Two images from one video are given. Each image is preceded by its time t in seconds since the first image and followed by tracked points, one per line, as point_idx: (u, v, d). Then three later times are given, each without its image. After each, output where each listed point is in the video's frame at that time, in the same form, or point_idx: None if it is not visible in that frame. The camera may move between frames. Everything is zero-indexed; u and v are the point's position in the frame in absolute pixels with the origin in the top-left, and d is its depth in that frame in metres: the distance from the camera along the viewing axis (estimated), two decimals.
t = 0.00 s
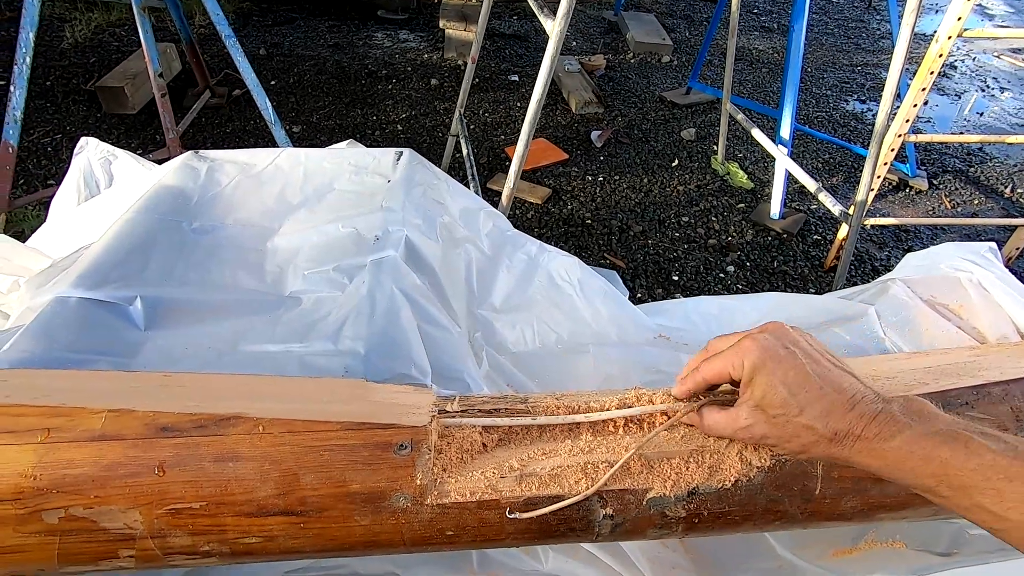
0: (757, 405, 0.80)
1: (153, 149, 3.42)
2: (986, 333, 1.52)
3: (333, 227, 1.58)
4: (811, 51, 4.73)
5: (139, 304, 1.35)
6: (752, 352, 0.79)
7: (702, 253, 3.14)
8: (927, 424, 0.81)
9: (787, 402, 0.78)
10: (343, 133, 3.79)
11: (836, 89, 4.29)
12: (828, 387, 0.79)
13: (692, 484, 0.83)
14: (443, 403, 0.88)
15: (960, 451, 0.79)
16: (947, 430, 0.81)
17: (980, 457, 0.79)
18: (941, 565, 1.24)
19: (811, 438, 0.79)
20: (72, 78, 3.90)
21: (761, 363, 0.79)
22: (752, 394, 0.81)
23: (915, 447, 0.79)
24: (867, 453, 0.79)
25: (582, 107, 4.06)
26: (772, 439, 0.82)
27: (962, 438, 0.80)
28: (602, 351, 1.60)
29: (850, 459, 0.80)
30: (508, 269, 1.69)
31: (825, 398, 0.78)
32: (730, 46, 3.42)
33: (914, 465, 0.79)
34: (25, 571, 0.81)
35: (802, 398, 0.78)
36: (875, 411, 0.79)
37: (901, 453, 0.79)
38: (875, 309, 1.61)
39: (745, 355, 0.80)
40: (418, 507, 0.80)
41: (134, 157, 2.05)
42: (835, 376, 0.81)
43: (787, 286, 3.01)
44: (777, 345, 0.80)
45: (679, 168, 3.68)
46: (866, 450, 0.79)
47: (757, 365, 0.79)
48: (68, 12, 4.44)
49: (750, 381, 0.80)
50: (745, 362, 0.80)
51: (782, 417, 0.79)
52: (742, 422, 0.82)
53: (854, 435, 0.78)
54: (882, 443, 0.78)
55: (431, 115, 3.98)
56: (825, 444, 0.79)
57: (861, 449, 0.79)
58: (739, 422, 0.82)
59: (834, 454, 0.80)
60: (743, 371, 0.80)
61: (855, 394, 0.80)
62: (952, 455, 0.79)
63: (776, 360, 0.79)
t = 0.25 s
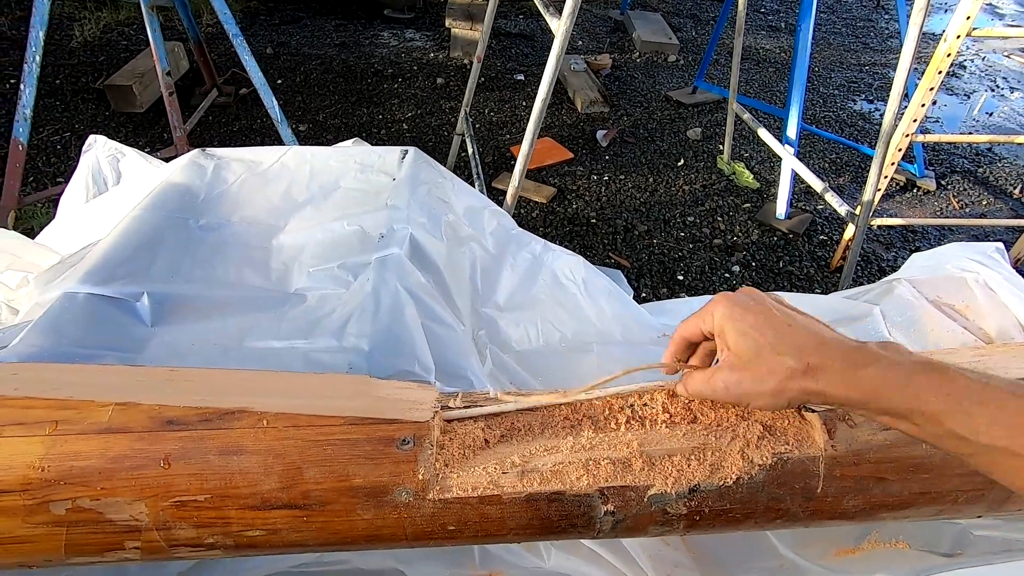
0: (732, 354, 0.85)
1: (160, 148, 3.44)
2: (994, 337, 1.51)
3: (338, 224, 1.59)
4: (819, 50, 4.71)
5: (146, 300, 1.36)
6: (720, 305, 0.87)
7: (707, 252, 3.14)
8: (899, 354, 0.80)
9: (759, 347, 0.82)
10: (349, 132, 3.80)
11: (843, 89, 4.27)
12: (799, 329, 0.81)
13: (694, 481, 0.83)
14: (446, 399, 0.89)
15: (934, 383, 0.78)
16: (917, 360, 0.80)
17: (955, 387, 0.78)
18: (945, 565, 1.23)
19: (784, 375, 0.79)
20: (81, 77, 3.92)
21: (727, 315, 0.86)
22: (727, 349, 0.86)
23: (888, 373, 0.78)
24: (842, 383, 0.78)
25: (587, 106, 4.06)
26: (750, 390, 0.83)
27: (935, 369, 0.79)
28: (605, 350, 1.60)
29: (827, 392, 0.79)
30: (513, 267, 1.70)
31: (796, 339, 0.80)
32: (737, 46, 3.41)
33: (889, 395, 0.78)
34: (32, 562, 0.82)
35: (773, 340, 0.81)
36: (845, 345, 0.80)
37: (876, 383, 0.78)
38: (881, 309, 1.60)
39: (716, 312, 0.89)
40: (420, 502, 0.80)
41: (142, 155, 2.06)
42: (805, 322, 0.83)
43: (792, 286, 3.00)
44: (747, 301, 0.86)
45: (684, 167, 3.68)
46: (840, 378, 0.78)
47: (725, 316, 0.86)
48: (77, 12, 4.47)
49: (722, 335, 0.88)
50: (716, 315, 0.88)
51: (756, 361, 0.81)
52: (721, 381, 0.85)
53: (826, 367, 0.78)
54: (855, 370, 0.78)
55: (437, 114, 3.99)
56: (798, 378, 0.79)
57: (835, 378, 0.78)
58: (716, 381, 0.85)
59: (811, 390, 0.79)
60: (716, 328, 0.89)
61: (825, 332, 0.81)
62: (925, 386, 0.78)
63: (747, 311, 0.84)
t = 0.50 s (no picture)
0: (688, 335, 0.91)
1: (160, 147, 3.44)
2: (989, 329, 1.47)
3: (334, 222, 1.59)
4: (819, 50, 4.71)
5: (141, 297, 1.36)
6: (665, 300, 0.96)
7: (706, 252, 3.14)
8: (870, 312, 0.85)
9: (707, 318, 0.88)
10: (349, 132, 3.80)
11: (844, 88, 4.26)
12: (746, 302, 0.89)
13: (684, 477, 0.83)
14: (436, 394, 0.89)
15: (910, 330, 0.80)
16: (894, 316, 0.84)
17: (930, 335, 0.79)
18: (937, 563, 1.23)
19: (742, 336, 0.84)
20: (81, 76, 3.93)
21: (677, 306, 0.94)
22: (684, 334, 0.92)
23: (852, 319, 0.82)
24: (800, 330, 0.83)
25: (587, 105, 4.05)
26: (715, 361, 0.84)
27: (907, 317, 0.81)
28: (602, 348, 1.60)
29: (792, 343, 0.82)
30: (509, 265, 1.69)
31: (745, 307, 0.87)
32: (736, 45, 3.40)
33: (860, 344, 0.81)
34: (20, 557, 0.82)
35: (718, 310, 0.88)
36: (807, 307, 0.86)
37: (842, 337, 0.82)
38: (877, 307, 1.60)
39: (665, 307, 0.96)
40: (409, 498, 0.80)
41: (139, 153, 2.06)
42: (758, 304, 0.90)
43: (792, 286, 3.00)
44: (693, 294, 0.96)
45: (684, 167, 3.67)
46: (791, 329, 0.83)
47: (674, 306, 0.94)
48: (78, 11, 4.48)
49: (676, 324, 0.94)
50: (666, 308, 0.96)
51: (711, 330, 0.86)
52: (690, 363, 0.85)
53: (778, 323, 0.83)
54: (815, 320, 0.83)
55: (437, 114, 3.99)
56: (755, 336, 0.83)
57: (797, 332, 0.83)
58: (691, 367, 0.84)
59: (771, 345, 0.83)
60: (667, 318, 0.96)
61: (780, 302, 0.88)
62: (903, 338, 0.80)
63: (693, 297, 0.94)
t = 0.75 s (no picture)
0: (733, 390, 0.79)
1: (161, 145, 3.44)
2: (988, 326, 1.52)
3: (338, 219, 1.59)
4: (819, 49, 4.71)
5: (146, 294, 1.36)
6: (718, 342, 0.82)
7: (707, 250, 3.14)
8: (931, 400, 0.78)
9: (766, 378, 0.77)
10: (350, 130, 3.80)
11: (844, 87, 4.27)
12: (805, 363, 0.79)
13: (695, 471, 0.83)
14: (446, 389, 0.89)
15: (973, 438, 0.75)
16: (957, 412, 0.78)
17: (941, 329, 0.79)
18: (945, 558, 1.23)
19: (803, 413, 0.76)
20: (82, 75, 3.92)
21: (733, 352, 0.80)
22: (730, 386, 0.80)
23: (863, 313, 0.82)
24: (867, 423, 0.76)
25: (588, 104, 4.06)
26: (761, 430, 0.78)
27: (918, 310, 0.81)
28: (606, 345, 1.60)
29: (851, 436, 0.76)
30: (513, 262, 1.69)
31: (806, 373, 0.77)
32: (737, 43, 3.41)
33: (912, 441, 0.76)
34: (31, 551, 0.82)
35: (780, 373, 0.77)
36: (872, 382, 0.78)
37: (898, 431, 0.76)
38: (881, 303, 1.61)
39: (717, 346, 0.82)
40: (421, 491, 0.80)
41: (142, 150, 2.06)
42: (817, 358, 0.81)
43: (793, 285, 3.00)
44: (743, 335, 0.82)
45: (685, 165, 3.67)
46: (862, 416, 0.76)
47: (728, 351, 0.81)
48: (77, 10, 4.47)
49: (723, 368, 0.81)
50: (717, 350, 0.82)
51: (769, 397, 0.77)
52: (732, 423, 0.78)
53: (848, 406, 0.76)
54: (882, 414, 0.76)
55: (437, 113, 3.99)
56: (818, 417, 0.76)
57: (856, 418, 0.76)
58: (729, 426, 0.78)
59: (831, 432, 0.76)
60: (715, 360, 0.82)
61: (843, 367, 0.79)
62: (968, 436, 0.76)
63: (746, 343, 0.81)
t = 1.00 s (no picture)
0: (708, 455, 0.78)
1: (162, 145, 3.43)
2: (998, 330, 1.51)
3: (342, 221, 1.58)
4: (820, 49, 4.70)
5: (150, 297, 1.35)
6: (694, 408, 0.80)
7: (709, 251, 3.13)
8: (913, 475, 0.75)
9: (742, 446, 0.77)
10: (351, 130, 3.79)
11: (845, 87, 4.26)
12: (781, 433, 0.77)
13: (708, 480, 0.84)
14: (456, 395, 0.89)
15: (955, 522, 0.73)
16: (939, 486, 0.75)
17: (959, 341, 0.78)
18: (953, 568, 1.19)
19: (771, 485, 0.75)
20: (82, 74, 3.91)
21: (705, 415, 0.79)
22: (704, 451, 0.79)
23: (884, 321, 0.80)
24: (841, 503, 0.74)
25: (589, 104, 4.05)
26: (732, 495, 0.78)
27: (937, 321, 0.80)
28: (610, 348, 1.59)
29: (826, 514, 0.75)
30: (517, 265, 1.69)
31: (781, 447, 0.76)
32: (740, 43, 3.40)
33: (890, 522, 0.74)
34: (39, 560, 0.82)
35: (756, 443, 0.76)
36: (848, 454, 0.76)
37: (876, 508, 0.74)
38: (888, 307, 1.60)
39: (692, 407, 0.80)
40: (432, 500, 0.80)
41: (144, 151, 2.05)
42: (799, 423, 0.79)
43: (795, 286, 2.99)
44: (731, 396, 0.81)
45: (687, 166, 3.67)
46: (835, 491, 0.74)
47: (700, 415, 0.79)
48: (77, 9, 4.46)
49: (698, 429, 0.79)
50: (691, 413, 0.80)
51: (743, 465, 0.76)
52: (703, 482, 0.78)
53: (822, 482, 0.74)
54: (856, 496, 0.74)
55: (439, 113, 3.98)
56: (789, 490, 0.75)
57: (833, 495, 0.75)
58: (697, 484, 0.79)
59: (801, 505, 0.75)
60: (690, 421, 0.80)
61: (823, 436, 0.77)
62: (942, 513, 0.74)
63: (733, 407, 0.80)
